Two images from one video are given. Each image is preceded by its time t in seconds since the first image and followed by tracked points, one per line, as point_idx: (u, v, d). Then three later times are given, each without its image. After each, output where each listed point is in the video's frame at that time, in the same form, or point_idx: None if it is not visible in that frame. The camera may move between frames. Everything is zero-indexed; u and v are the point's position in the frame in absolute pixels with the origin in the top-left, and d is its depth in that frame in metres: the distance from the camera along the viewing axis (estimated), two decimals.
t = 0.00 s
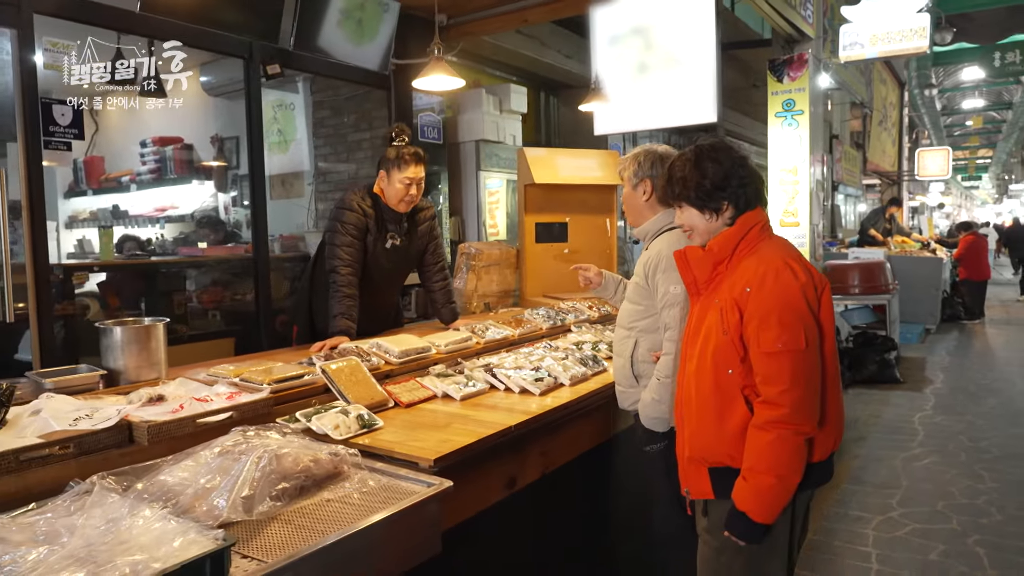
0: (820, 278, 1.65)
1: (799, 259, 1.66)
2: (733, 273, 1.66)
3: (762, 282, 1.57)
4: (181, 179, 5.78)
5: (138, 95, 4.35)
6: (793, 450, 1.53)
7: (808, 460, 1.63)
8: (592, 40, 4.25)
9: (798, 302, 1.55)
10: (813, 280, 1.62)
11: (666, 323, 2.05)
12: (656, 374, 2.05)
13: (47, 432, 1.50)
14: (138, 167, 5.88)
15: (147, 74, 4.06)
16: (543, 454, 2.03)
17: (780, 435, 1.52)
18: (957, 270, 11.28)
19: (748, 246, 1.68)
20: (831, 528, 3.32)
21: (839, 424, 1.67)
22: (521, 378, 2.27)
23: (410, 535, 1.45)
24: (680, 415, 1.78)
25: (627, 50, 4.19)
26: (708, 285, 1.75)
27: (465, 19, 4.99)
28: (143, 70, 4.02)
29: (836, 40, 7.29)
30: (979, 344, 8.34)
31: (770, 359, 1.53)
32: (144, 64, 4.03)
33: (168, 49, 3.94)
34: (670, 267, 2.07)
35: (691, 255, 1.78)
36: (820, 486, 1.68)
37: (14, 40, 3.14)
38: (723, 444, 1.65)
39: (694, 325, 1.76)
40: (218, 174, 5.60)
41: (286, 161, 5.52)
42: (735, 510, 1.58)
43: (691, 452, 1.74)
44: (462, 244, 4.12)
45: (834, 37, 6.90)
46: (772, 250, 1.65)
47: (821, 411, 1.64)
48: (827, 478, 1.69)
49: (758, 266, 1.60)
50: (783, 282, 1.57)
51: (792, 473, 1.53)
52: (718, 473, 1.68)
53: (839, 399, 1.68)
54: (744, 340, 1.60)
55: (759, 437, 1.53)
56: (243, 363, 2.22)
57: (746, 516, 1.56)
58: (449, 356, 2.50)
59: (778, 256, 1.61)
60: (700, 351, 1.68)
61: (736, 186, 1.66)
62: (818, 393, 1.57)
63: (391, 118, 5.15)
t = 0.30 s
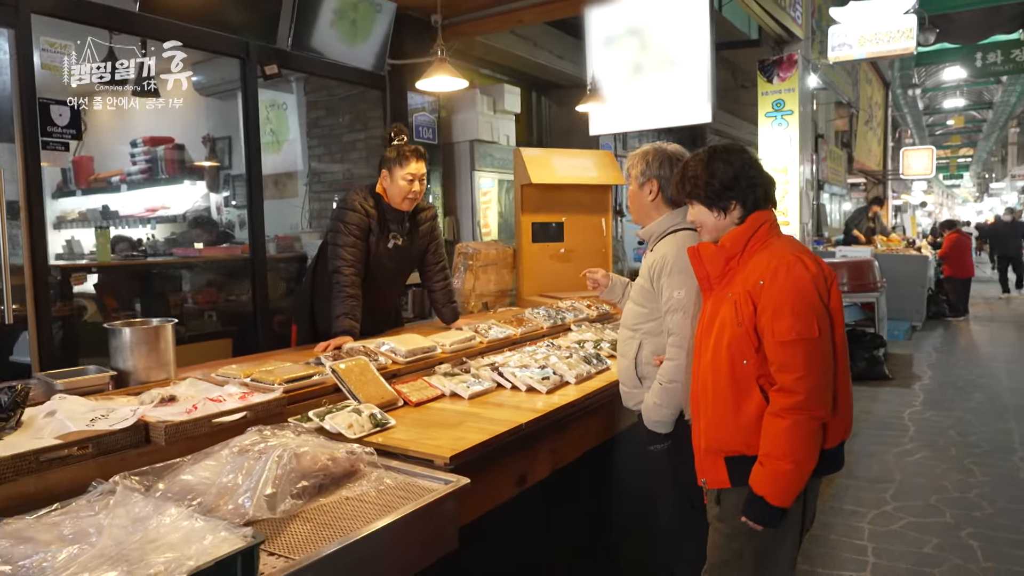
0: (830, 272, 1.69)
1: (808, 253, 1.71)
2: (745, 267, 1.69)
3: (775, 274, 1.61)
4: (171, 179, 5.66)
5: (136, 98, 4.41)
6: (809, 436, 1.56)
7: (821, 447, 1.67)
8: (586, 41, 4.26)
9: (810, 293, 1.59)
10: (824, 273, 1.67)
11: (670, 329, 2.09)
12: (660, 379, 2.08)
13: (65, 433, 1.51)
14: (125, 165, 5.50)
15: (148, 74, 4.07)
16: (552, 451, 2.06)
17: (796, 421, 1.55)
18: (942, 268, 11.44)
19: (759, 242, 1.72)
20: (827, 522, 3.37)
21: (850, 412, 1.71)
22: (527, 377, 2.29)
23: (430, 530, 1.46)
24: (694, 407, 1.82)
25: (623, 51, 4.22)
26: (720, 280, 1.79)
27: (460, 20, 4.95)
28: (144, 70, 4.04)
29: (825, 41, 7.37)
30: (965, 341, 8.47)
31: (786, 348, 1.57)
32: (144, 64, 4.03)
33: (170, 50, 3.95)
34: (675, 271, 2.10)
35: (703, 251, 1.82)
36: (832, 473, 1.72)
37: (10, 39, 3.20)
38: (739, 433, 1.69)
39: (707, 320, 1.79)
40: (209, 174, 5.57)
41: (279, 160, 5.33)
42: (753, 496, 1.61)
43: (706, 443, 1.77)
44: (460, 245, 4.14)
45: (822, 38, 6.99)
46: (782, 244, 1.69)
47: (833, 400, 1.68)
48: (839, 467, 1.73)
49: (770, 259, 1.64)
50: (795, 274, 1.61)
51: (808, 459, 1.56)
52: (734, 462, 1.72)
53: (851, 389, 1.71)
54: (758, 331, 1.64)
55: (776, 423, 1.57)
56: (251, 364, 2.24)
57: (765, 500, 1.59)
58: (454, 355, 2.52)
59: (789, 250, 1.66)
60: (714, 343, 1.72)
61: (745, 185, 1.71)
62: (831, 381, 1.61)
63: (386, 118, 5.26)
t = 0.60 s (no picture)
0: (834, 274, 1.71)
1: (813, 255, 1.73)
2: (750, 270, 1.72)
3: (779, 276, 1.64)
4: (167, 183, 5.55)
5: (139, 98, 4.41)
6: (815, 435, 1.59)
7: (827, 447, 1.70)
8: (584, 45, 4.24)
9: (814, 294, 1.62)
10: (827, 275, 1.69)
11: (678, 335, 2.13)
12: (666, 385, 2.13)
13: (80, 440, 1.52)
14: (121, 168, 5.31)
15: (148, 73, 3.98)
16: (560, 453, 2.08)
17: (802, 420, 1.58)
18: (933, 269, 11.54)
19: (764, 244, 1.74)
20: (826, 522, 3.41)
21: (855, 412, 1.73)
22: (533, 380, 2.32)
23: (446, 532, 1.47)
24: (701, 407, 1.85)
25: (619, 56, 4.22)
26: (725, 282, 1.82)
27: (459, 24, 4.99)
28: (143, 71, 3.95)
29: (817, 45, 7.44)
30: (957, 342, 8.55)
31: (790, 349, 1.59)
32: (144, 65, 3.95)
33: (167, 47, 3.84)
34: (683, 278, 2.14)
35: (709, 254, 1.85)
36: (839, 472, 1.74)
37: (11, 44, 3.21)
38: (745, 433, 1.71)
39: (713, 321, 1.82)
40: (205, 178, 5.47)
41: (275, 164, 5.32)
42: (761, 495, 1.64)
43: (712, 442, 1.80)
44: (459, 248, 4.17)
45: (815, 42, 7.06)
46: (787, 246, 1.72)
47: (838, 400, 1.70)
48: (845, 466, 1.75)
49: (775, 261, 1.67)
50: (799, 275, 1.63)
51: (815, 458, 1.59)
52: (740, 462, 1.74)
53: (855, 388, 1.74)
54: (763, 332, 1.67)
55: (782, 423, 1.59)
56: (259, 369, 2.25)
57: (772, 499, 1.61)
58: (459, 359, 2.54)
59: (793, 253, 1.68)
60: (720, 345, 1.74)
61: (747, 191, 1.74)
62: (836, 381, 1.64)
63: (383, 124, 5.26)
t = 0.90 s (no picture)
0: (837, 278, 1.71)
1: (816, 257, 1.72)
2: (753, 271, 1.72)
3: (780, 279, 1.64)
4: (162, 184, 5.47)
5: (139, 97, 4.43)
6: (808, 439, 1.59)
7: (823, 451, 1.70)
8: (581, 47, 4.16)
9: (815, 298, 1.62)
10: (830, 279, 1.69)
11: (681, 338, 2.14)
12: (669, 388, 2.14)
13: (86, 441, 1.51)
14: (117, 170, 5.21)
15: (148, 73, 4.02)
16: (563, 454, 2.09)
17: (796, 424, 1.58)
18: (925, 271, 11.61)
19: (767, 246, 1.74)
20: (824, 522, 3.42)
21: (854, 417, 1.73)
22: (536, 381, 2.32)
23: (453, 534, 1.47)
24: (699, 406, 1.86)
25: (619, 58, 4.11)
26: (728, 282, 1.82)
27: (457, 25, 4.99)
28: (143, 70, 3.99)
29: (812, 48, 7.48)
30: (949, 343, 8.61)
31: (788, 352, 1.60)
32: (143, 64, 3.98)
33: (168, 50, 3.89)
34: (685, 281, 2.15)
35: (713, 253, 1.85)
36: (837, 476, 1.75)
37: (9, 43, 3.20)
38: (741, 434, 1.73)
39: (715, 321, 1.83)
40: (200, 178, 5.44)
41: (271, 165, 5.32)
42: (752, 496, 1.66)
43: (708, 441, 1.81)
44: (458, 250, 4.18)
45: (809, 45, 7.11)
46: (790, 248, 1.71)
47: (835, 405, 1.71)
48: (841, 471, 1.76)
49: (777, 263, 1.67)
50: (800, 279, 1.63)
51: (807, 462, 1.60)
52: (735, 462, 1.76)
53: (854, 393, 1.74)
54: (761, 334, 1.67)
55: (775, 426, 1.60)
56: (262, 370, 2.25)
57: (763, 501, 1.63)
58: (461, 360, 2.55)
59: (796, 255, 1.68)
60: (719, 345, 1.75)
61: (752, 192, 1.73)
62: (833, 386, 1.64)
63: (381, 127, 5.24)
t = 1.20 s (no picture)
0: (850, 279, 1.67)
1: (828, 258, 1.69)
2: (763, 271, 1.68)
3: (791, 280, 1.60)
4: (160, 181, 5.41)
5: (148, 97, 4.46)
6: (820, 445, 1.56)
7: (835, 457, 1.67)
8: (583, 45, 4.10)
9: (827, 300, 1.58)
10: (842, 280, 1.65)
11: (688, 340, 2.12)
12: (676, 391, 2.12)
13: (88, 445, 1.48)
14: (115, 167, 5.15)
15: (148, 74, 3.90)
16: (571, 456, 2.06)
17: (808, 430, 1.55)
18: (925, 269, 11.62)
19: (777, 245, 1.70)
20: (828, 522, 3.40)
21: (866, 422, 1.70)
22: (542, 383, 2.29)
23: (463, 539, 1.44)
24: (707, 410, 1.83)
25: (621, 55, 4.04)
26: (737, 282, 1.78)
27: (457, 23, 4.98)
28: (143, 71, 3.87)
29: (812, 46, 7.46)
30: (949, 341, 8.60)
31: (799, 355, 1.56)
32: (143, 64, 3.87)
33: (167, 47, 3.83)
34: (692, 282, 2.13)
35: (721, 252, 1.81)
36: (849, 481, 1.72)
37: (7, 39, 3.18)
38: (750, 439, 1.69)
39: (723, 321, 1.79)
40: (199, 176, 5.39)
41: (270, 164, 5.16)
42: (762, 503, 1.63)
43: (717, 445, 1.78)
44: (459, 248, 4.15)
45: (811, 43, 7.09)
46: (801, 248, 1.67)
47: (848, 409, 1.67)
48: (852, 476, 1.73)
49: (788, 263, 1.63)
50: (812, 280, 1.59)
51: (819, 469, 1.56)
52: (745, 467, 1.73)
53: (866, 397, 1.70)
54: (772, 336, 1.64)
55: (787, 432, 1.57)
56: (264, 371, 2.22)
57: (774, 508, 1.60)
58: (465, 361, 2.52)
59: (807, 255, 1.64)
60: (728, 347, 1.72)
61: (763, 190, 1.70)
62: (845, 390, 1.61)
63: (382, 125, 5.24)
